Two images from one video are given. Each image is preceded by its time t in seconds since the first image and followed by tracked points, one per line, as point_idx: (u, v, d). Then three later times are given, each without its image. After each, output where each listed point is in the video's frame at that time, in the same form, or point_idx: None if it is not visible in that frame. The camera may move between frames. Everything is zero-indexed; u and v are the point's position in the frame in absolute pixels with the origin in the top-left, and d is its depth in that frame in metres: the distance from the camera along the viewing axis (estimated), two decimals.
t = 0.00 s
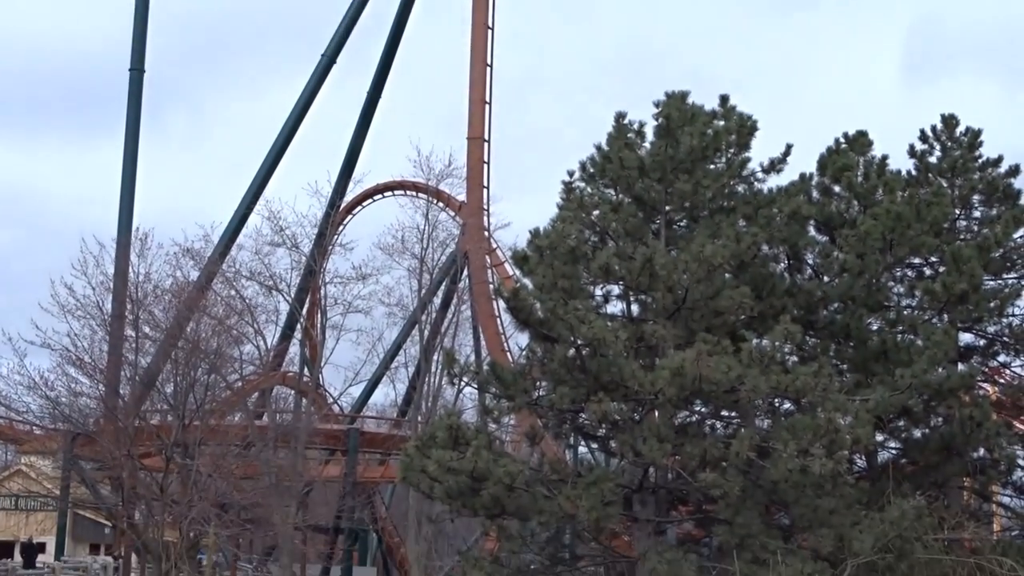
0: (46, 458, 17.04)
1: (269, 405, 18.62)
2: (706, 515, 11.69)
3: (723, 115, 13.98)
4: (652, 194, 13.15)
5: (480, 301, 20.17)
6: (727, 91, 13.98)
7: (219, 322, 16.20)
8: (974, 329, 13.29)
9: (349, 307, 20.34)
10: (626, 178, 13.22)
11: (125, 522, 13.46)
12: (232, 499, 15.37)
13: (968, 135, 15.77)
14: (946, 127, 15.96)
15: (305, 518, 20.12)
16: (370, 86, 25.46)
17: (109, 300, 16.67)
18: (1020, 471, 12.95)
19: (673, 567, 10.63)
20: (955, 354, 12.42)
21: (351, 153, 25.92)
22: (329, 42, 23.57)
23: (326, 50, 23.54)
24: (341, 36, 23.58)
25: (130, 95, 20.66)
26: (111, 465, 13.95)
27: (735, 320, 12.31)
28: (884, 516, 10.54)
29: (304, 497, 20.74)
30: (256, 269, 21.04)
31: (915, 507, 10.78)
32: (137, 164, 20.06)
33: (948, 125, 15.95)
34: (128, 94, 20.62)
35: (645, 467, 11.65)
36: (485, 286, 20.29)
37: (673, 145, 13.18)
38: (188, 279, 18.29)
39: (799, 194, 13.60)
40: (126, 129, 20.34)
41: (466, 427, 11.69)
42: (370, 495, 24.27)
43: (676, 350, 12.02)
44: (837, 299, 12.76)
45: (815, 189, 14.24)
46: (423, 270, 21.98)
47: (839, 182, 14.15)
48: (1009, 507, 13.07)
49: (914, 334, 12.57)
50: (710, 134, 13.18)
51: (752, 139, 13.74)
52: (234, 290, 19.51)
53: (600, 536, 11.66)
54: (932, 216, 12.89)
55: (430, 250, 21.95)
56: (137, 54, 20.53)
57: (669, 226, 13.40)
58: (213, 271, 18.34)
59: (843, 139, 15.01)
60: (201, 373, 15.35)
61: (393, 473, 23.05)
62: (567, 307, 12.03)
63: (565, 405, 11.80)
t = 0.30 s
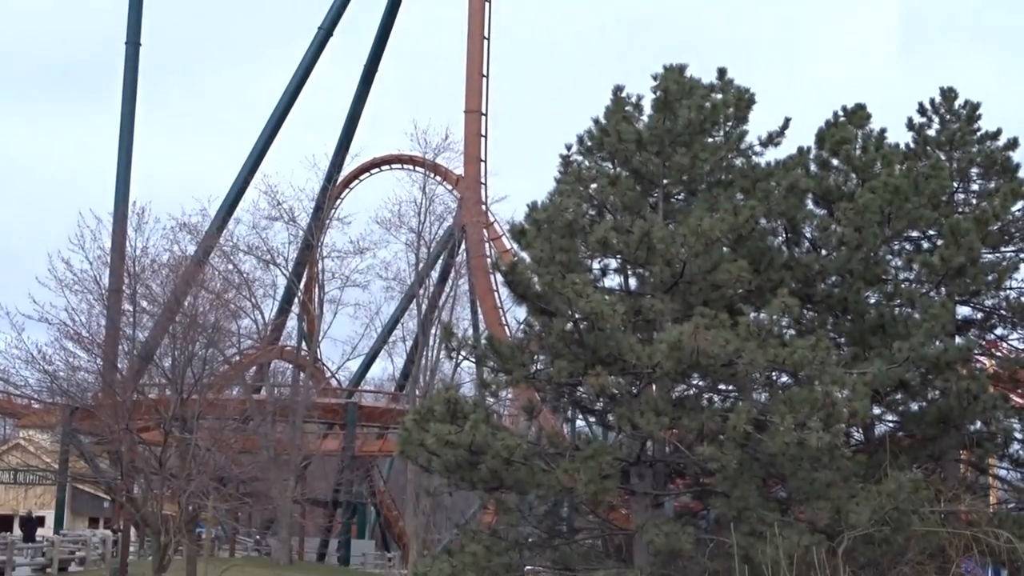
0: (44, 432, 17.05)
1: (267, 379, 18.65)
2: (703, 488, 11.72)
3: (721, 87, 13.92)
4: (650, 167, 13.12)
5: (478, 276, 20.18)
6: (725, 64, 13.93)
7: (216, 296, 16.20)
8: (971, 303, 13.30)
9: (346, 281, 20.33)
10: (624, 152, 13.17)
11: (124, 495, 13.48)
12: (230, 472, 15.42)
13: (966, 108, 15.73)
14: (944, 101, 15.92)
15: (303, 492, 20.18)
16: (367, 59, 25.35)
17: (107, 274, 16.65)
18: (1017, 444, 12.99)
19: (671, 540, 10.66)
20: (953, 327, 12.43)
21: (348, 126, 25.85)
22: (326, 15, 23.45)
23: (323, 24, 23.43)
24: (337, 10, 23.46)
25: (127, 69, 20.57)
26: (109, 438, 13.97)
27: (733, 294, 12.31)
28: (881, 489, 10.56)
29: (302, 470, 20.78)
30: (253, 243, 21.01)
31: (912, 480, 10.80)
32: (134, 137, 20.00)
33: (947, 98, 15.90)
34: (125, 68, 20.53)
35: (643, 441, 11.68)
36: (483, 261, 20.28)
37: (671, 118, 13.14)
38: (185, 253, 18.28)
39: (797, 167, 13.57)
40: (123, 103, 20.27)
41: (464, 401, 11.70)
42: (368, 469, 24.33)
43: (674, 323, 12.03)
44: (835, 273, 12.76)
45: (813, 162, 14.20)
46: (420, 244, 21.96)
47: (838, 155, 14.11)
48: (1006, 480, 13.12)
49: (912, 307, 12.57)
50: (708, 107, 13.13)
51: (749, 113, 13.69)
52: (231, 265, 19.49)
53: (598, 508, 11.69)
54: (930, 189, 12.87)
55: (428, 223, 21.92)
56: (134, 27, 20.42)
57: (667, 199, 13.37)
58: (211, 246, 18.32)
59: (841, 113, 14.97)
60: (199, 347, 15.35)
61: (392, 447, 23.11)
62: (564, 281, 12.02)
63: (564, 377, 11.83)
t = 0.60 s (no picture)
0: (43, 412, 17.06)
1: (265, 360, 18.64)
2: (701, 467, 11.75)
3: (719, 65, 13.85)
4: (648, 145, 13.08)
5: (474, 254, 20.17)
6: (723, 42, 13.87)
7: (214, 276, 16.18)
8: (969, 281, 13.30)
9: (344, 260, 20.31)
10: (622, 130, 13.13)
11: (123, 476, 13.50)
12: (230, 452, 15.44)
13: (964, 86, 15.69)
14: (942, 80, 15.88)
15: (302, 472, 20.21)
16: (364, 37, 25.24)
17: (104, 254, 16.62)
18: (1014, 422, 13.01)
19: (669, 518, 10.70)
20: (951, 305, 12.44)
21: (345, 105, 25.75)
22: None
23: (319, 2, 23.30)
24: None
25: (123, 49, 20.47)
26: (108, 419, 13.99)
27: (731, 273, 12.29)
28: (878, 467, 10.58)
29: (300, 450, 20.81)
30: (251, 223, 20.98)
31: (910, 459, 10.81)
32: (130, 117, 19.93)
33: (946, 78, 15.86)
34: (122, 48, 20.45)
35: (641, 420, 11.70)
36: (479, 240, 20.26)
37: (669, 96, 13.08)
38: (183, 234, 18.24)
39: (795, 146, 13.53)
40: (120, 83, 20.20)
41: (462, 381, 11.69)
42: (367, 448, 24.37)
43: (672, 303, 12.03)
44: (833, 251, 12.76)
45: (811, 141, 14.16)
46: (418, 223, 21.92)
47: (836, 134, 14.06)
48: (1003, 459, 13.17)
49: (911, 286, 12.56)
50: (706, 85, 13.08)
51: (747, 91, 13.64)
52: (229, 245, 19.47)
53: (596, 488, 11.72)
54: (928, 167, 12.84)
55: (425, 202, 21.87)
56: (130, 6, 20.31)
57: (665, 176, 13.33)
58: (208, 226, 18.28)
59: (839, 91, 14.93)
60: (197, 327, 15.34)
61: (390, 427, 23.12)
62: (563, 260, 12.01)
63: (562, 356, 11.84)
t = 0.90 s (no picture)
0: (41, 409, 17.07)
1: (263, 358, 18.63)
2: (700, 465, 11.75)
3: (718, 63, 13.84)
4: (647, 143, 13.08)
5: (473, 253, 20.18)
6: (722, 40, 13.87)
7: (213, 274, 16.19)
8: (968, 279, 13.31)
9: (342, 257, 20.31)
10: (620, 127, 13.13)
11: (120, 473, 13.49)
12: (228, 449, 15.43)
13: (963, 84, 15.69)
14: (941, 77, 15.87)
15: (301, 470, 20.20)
16: (363, 36, 25.25)
17: (103, 252, 16.61)
18: (1013, 420, 13.04)
19: (668, 516, 10.70)
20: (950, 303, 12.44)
21: (344, 102, 25.73)
22: None
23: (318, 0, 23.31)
24: None
25: (122, 46, 20.47)
26: (107, 416, 13.97)
27: (730, 270, 12.29)
28: (877, 465, 10.57)
29: (299, 447, 20.80)
30: (249, 221, 20.98)
31: (909, 456, 10.80)
32: (129, 114, 19.92)
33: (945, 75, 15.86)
34: (121, 45, 20.44)
35: (640, 417, 11.69)
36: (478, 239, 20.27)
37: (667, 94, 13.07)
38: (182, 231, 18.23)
39: (794, 143, 13.53)
40: (119, 80, 20.19)
41: (461, 378, 11.68)
42: (365, 445, 24.36)
43: (671, 300, 12.02)
44: (832, 249, 12.77)
45: (810, 138, 14.16)
46: (417, 221, 21.91)
47: (835, 131, 14.06)
48: (1002, 456, 13.19)
49: (910, 283, 12.54)
50: (705, 82, 13.09)
51: (745, 88, 13.63)
52: (228, 242, 19.47)
53: (595, 485, 11.72)
54: (926, 165, 12.84)
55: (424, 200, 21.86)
56: (129, 3, 20.30)
57: (664, 174, 13.34)
58: (207, 223, 18.27)
59: (838, 89, 14.94)
60: (196, 324, 15.33)
61: (388, 424, 23.11)
62: (561, 257, 11.99)
63: (561, 353, 11.84)
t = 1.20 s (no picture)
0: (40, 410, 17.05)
1: (262, 358, 18.62)
2: (700, 466, 11.74)
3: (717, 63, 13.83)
4: (647, 144, 13.07)
5: (472, 253, 20.21)
6: (721, 41, 13.86)
7: (212, 274, 16.18)
8: (967, 280, 13.30)
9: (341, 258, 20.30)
10: (620, 128, 13.13)
11: (119, 474, 13.49)
12: (227, 450, 15.42)
13: (962, 84, 15.68)
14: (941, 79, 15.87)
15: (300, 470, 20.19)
16: (362, 37, 25.25)
17: (103, 252, 16.60)
18: (1012, 421, 13.03)
19: (667, 517, 10.69)
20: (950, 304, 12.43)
21: (344, 101, 25.72)
22: None
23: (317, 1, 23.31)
24: None
25: (122, 47, 20.46)
26: (106, 417, 13.96)
27: (729, 271, 12.29)
28: (877, 466, 10.56)
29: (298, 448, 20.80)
30: (249, 222, 20.97)
31: (908, 457, 10.79)
32: (128, 114, 19.92)
33: (944, 77, 15.85)
34: (120, 46, 20.43)
35: (639, 418, 11.68)
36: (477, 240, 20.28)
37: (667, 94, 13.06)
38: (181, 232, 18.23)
39: (793, 144, 13.52)
40: (118, 80, 20.18)
41: (460, 379, 11.68)
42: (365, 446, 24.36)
43: (670, 301, 12.01)
44: (832, 249, 12.77)
45: (809, 139, 14.15)
46: (416, 222, 21.90)
47: (834, 132, 14.05)
48: (1001, 457, 13.19)
49: (910, 285, 12.53)
50: (704, 83, 13.09)
51: (744, 89, 13.64)
52: (227, 243, 19.46)
53: (594, 486, 11.70)
54: (925, 166, 12.84)
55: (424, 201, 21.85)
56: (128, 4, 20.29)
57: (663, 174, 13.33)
58: (207, 224, 18.27)
59: (837, 90, 14.93)
60: (195, 325, 15.32)
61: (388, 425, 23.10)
62: (561, 258, 11.98)
63: (560, 354, 11.83)
